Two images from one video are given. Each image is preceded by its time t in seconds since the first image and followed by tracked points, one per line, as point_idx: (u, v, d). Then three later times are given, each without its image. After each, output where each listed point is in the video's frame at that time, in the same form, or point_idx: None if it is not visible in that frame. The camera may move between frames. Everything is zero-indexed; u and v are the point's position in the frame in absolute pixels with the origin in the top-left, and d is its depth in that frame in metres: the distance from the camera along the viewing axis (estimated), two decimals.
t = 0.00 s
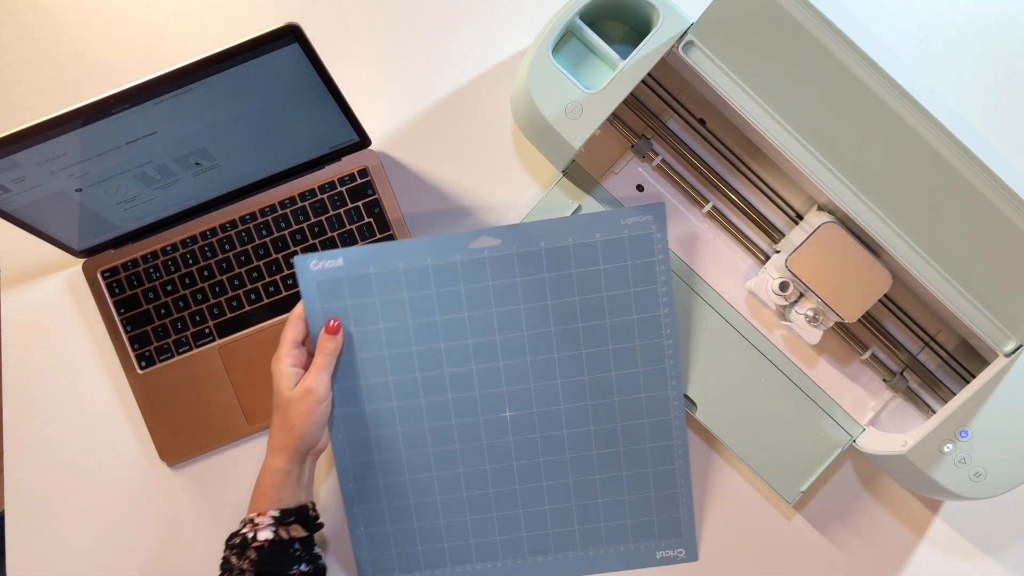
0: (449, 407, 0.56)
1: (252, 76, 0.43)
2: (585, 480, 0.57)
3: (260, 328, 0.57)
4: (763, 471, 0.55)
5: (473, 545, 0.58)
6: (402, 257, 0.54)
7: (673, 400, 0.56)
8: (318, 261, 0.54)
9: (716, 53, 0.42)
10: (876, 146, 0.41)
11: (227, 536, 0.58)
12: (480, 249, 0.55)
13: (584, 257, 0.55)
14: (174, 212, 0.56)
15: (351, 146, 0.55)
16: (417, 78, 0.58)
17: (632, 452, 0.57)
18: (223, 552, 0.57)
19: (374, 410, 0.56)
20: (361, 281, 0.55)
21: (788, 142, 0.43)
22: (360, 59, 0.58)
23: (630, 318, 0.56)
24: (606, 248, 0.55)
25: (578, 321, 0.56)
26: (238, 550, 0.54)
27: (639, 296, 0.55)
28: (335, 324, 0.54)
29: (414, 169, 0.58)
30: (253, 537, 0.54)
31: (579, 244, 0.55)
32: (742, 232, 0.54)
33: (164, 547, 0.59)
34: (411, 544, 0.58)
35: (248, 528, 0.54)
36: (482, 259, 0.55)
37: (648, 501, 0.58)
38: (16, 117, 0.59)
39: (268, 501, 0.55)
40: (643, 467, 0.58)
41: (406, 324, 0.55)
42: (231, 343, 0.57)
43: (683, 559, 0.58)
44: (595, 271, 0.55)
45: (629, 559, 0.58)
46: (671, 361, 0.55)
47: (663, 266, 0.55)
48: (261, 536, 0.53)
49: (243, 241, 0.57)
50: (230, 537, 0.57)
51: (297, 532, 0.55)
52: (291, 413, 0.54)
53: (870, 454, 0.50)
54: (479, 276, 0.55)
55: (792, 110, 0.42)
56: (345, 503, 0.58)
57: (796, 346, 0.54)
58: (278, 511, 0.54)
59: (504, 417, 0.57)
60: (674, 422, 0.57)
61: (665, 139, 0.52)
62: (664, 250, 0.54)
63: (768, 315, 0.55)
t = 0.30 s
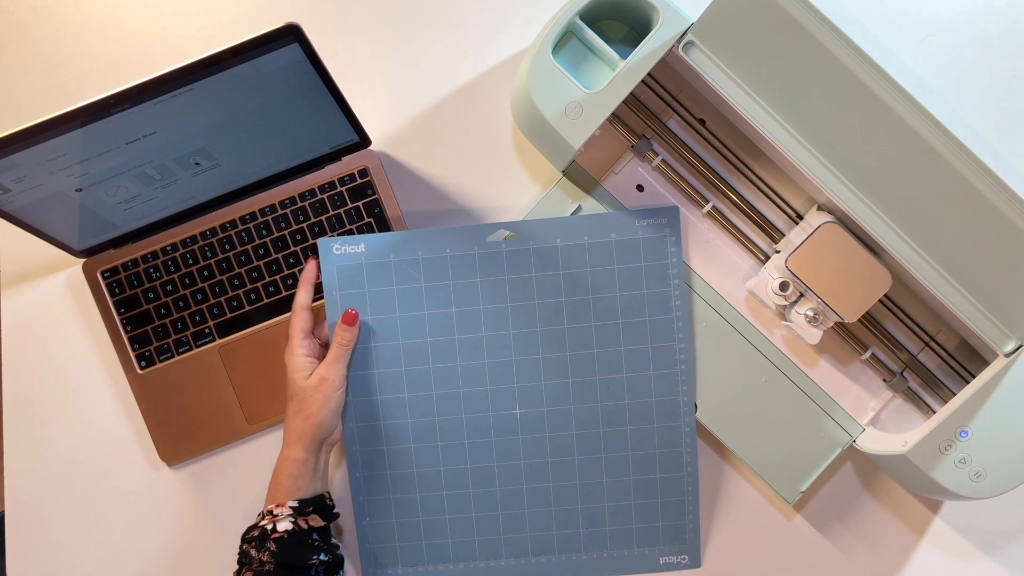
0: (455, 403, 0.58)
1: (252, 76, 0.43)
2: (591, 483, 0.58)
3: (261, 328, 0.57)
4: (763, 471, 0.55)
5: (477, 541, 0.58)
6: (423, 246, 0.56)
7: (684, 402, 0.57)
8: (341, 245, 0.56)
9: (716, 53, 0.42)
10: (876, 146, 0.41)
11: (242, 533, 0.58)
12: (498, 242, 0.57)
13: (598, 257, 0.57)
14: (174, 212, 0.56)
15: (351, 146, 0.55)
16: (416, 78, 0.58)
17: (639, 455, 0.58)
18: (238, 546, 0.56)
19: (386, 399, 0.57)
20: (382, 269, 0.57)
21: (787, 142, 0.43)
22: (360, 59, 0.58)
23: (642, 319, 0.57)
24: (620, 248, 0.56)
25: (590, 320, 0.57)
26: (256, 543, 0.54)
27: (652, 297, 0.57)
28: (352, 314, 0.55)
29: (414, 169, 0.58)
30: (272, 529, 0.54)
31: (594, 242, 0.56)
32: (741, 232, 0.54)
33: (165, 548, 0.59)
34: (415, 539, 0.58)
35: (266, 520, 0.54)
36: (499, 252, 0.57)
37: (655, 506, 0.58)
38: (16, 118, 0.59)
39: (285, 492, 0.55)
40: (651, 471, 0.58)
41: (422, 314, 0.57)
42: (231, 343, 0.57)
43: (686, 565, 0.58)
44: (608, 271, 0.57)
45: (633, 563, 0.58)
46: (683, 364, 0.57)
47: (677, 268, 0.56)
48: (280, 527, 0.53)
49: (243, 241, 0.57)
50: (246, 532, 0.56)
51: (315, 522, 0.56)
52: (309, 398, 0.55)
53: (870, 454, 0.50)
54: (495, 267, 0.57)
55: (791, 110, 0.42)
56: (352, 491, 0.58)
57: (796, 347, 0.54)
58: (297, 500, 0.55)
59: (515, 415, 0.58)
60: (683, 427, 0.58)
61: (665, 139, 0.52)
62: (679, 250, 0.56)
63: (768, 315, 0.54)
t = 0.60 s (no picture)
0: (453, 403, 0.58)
1: (252, 76, 0.43)
2: (591, 482, 0.58)
3: (261, 328, 0.57)
4: (763, 471, 0.55)
5: (475, 540, 0.58)
6: (423, 245, 0.57)
7: (682, 400, 0.57)
8: (341, 242, 0.56)
9: (715, 53, 0.42)
10: (876, 146, 0.41)
11: (243, 531, 0.58)
12: (495, 241, 0.57)
13: (596, 256, 0.57)
14: (174, 212, 0.56)
15: (351, 146, 0.55)
16: (417, 78, 0.58)
17: (638, 455, 0.58)
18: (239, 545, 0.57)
19: (384, 397, 0.57)
20: (382, 268, 0.57)
21: (787, 142, 0.43)
22: (360, 59, 0.58)
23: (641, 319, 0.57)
24: (618, 246, 0.57)
25: (589, 320, 0.57)
26: (257, 543, 0.54)
27: (651, 296, 0.57)
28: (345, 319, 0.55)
29: (414, 169, 0.58)
30: (272, 529, 0.54)
31: (592, 241, 0.57)
32: (742, 232, 0.54)
33: (164, 547, 0.59)
34: (414, 537, 0.58)
35: (267, 520, 0.54)
36: (496, 250, 0.57)
37: (654, 506, 0.58)
38: (16, 118, 0.59)
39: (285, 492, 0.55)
40: (650, 471, 0.58)
41: (421, 312, 0.57)
42: (231, 343, 0.57)
43: (686, 564, 0.58)
44: (607, 271, 0.57)
45: (632, 563, 0.58)
46: (680, 363, 0.57)
47: (673, 267, 0.57)
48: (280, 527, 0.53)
49: (243, 241, 0.57)
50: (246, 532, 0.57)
51: (315, 521, 0.56)
52: (305, 400, 0.55)
53: (870, 454, 0.50)
54: (494, 265, 0.57)
55: (791, 109, 0.42)
56: (351, 491, 0.58)
57: (796, 347, 0.54)
58: (297, 501, 0.55)
59: (514, 414, 0.58)
60: (682, 427, 0.58)
61: (665, 139, 0.52)
62: (675, 251, 0.56)
63: (768, 315, 0.54)
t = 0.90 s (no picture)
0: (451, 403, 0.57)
1: (252, 76, 0.43)
2: (590, 482, 0.58)
3: (260, 328, 0.57)
4: (763, 471, 0.55)
5: (474, 540, 0.58)
6: (422, 245, 0.56)
7: (681, 403, 0.57)
8: (341, 242, 0.56)
9: (715, 53, 0.42)
10: (876, 146, 0.41)
11: (235, 532, 0.58)
12: (495, 240, 0.57)
13: (597, 257, 0.57)
14: (174, 212, 0.56)
15: (351, 146, 0.55)
16: (417, 78, 0.58)
17: (637, 456, 0.58)
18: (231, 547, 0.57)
19: (383, 397, 0.57)
20: (381, 267, 0.57)
21: (787, 142, 0.43)
22: (360, 59, 0.58)
23: (640, 320, 0.57)
24: (617, 247, 0.57)
25: (588, 320, 0.57)
26: (246, 546, 0.55)
27: (650, 296, 0.57)
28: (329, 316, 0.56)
29: (414, 169, 0.58)
30: (262, 532, 0.55)
31: (592, 241, 0.57)
32: (742, 232, 0.54)
33: (163, 548, 0.59)
34: (412, 536, 0.58)
35: (256, 523, 0.55)
36: (497, 250, 0.57)
37: (652, 506, 0.58)
38: (16, 118, 0.59)
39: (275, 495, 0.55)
40: (649, 472, 0.58)
41: (420, 312, 0.57)
42: (230, 343, 0.57)
43: (684, 565, 0.58)
44: (607, 272, 0.57)
45: (631, 564, 0.58)
46: (680, 364, 0.57)
47: (674, 269, 0.57)
48: (269, 530, 0.54)
49: (243, 241, 0.57)
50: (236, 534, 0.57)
51: (305, 525, 0.56)
52: (293, 403, 0.55)
53: (870, 454, 0.50)
54: (494, 265, 0.57)
55: (790, 109, 0.42)
56: (348, 491, 0.58)
57: (796, 347, 0.54)
58: (285, 504, 0.55)
59: (513, 414, 0.58)
60: (681, 428, 0.58)
61: (665, 139, 0.52)
62: (675, 252, 0.56)
63: (768, 315, 0.54)
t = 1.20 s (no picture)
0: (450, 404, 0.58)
1: (252, 76, 0.43)
2: (589, 486, 0.58)
3: (260, 328, 0.57)
4: (763, 471, 0.55)
5: (474, 541, 0.58)
6: (429, 243, 0.56)
7: (683, 408, 0.57)
8: (347, 240, 0.56)
9: (715, 53, 0.42)
10: (876, 146, 0.41)
11: (228, 528, 0.58)
12: (502, 241, 0.57)
13: (602, 261, 0.57)
14: (174, 212, 0.56)
15: (351, 145, 0.55)
16: (417, 78, 0.58)
17: (637, 459, 0.58)
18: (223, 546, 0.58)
19: (385, 397, 0.57)
20: (387, 265, 0.57)
21: (787, 142, 0.43)
22: (361, 59, 0.58)
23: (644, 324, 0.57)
24: (624, 252, 0.57)
25: (588, 321, 0.57)
26: (236, 542, 0.55)
27: (656, 302, 0.57)
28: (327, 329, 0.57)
29: (414, 169, 0.58)
30: (250, 530, 0.55)
31: (599, 245, 0.57)
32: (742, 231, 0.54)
33: (162, 550, 0.59)
34: (412, 536, 0.58)
35: (245, 520, 0.56)
36: (503, 251, 0.57)
37: (651, 509, 0.58)
38: (16, 118, 0.59)
39: (264, 493, 0.56)
40: (651, 476, 0.58)
41: (422, 311, 0.57)
42: (231, 343, 0.57)
43: (682, 570, 0.58)
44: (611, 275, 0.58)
45: (629, 568, 0.58)
46: (683, 370, 0.57)
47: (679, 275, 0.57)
48: (256, 528, 0.55)
49: (243, 241, 0.57)
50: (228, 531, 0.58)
51: (295, 524, 0.56)
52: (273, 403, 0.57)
53: (870, 453, 0.50)
54: (499, 266, 0.57)
55: (790, 109, 0.42)
56: (348, 488, 0.58)
57: (796, 346, 0.54)
58: (273, 502, 0.55)
59: (514, 415, 0.58)
60: (683, 432, 0.58)
61: (665, 139, 0.52)
62: (681, 256, 0.56)
63: (768, 315, 0.54)
